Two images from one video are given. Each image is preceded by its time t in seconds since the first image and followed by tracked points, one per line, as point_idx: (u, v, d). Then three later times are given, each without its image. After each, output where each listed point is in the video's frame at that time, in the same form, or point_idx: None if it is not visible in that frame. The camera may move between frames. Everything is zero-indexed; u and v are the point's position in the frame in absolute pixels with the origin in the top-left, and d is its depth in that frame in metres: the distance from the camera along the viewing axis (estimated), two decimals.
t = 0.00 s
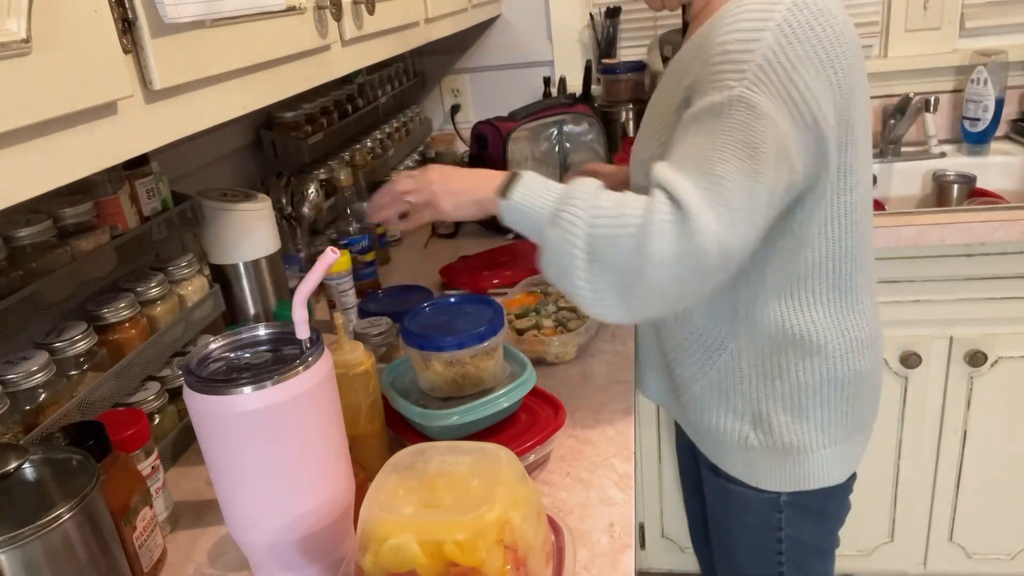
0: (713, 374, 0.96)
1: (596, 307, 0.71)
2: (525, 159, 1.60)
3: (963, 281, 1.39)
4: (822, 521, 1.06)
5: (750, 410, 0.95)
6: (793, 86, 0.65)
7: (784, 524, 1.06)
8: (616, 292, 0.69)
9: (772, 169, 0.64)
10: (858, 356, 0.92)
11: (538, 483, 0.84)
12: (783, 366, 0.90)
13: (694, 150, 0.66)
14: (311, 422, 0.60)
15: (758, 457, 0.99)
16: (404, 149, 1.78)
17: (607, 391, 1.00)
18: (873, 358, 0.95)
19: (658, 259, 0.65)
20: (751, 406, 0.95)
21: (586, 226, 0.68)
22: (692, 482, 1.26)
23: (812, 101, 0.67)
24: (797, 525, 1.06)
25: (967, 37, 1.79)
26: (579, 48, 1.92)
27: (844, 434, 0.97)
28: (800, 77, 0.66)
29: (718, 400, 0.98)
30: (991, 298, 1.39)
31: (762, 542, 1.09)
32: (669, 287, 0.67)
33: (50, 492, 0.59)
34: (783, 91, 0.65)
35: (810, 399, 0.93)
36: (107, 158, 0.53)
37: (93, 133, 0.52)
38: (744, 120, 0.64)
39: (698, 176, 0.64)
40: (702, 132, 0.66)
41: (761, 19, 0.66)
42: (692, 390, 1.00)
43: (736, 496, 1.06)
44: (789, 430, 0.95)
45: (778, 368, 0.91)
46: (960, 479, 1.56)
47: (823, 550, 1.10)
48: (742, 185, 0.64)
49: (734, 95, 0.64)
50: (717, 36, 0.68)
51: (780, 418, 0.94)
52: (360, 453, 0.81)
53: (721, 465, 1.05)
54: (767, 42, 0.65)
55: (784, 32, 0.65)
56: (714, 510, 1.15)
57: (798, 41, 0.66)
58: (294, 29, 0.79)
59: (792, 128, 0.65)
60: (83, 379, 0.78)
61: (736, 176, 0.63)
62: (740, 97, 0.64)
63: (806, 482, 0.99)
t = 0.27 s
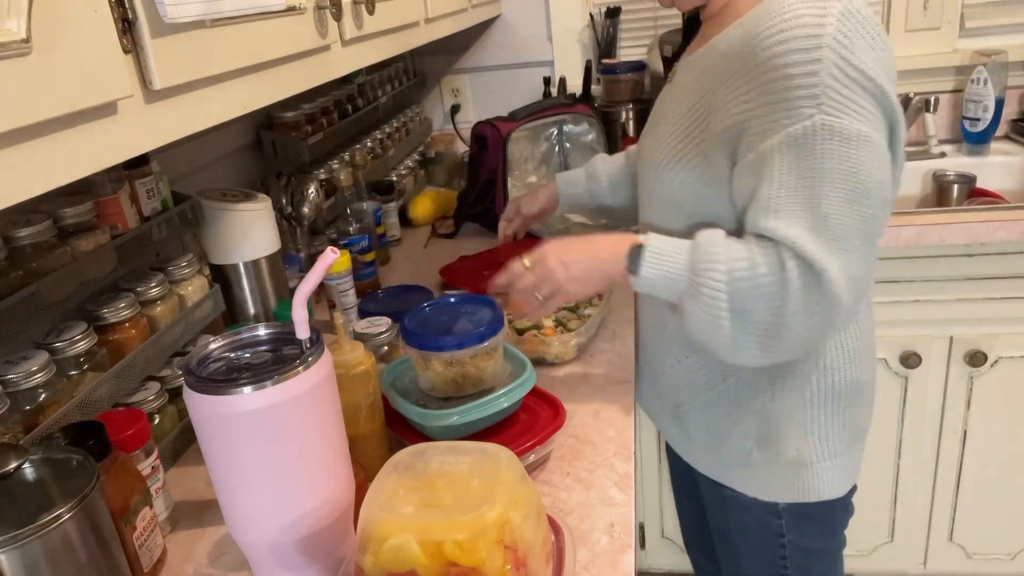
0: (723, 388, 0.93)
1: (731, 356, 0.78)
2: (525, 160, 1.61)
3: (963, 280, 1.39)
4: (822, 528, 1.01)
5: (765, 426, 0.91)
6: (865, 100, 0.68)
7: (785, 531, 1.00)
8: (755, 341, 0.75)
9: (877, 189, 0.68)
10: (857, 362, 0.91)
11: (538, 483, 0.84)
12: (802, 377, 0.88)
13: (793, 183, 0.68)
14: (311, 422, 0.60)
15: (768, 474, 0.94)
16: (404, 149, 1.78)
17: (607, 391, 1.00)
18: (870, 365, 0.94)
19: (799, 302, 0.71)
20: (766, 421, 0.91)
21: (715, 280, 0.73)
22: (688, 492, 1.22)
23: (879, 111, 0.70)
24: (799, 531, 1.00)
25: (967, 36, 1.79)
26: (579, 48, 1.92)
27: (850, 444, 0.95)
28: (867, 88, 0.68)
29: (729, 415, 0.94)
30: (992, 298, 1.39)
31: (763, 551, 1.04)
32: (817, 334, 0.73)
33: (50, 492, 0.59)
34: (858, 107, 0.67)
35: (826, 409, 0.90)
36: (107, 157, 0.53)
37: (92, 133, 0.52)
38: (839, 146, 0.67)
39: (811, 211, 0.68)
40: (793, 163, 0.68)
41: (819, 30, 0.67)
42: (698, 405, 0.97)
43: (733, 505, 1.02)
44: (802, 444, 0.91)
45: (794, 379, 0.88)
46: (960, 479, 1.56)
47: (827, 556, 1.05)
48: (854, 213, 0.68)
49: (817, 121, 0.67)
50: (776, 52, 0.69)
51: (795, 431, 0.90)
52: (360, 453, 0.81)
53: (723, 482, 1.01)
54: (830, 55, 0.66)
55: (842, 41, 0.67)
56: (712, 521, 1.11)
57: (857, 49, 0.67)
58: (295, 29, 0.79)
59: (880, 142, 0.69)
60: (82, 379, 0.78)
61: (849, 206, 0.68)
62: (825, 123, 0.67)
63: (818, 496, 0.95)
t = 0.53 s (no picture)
0: (768, 389, 0.93)
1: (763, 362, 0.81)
2: (525, 160, 1.61)
3: (962, 280, 1.39)
4: (855, 528, 1.04)
5: (809, 425, 0.92)
6: (908, 91, 0.70)
7: (821, 533, 1.03)
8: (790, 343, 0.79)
9: (922, 180, 0.71)
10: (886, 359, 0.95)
11: (538, 483, 0.84)
12: (847, 376, 0.90)
13: (841, 175, 0.70)
14: (311, 421, 0.60)
15: (811, 476, 0.94)
16: (404, 149, 1.78)
17: (606, 391, 1.00)
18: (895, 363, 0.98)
19: (841, 303, 0.73)
20: (812, 420, 0.92)
21: (759, 290, 0.76)
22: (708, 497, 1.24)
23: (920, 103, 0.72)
24: (835, 535, 1.03)
25: (967, 36, 1.79)
26: (579, 48, 1.92)
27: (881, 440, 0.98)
28: (909, 80, 0.71)
29: (770, 415, 0.95)
30: (992, 298, 1.39)
31: (793, 555, 1.07)
32: (855, 336, 0.76)
33: (50, 492, 0.59)
34: (902, 97, 0.70)
35: (861, 412, 0.93)
36: (107, 158, 0.53)
37: (92, 133, 0.52)
38: (887, 136, 0.69)
39: (858, 203, 0.70)
40: (841, 154, 0.70)
41: (863, 23, 0.69)
42: (741, 406, 0.97)
43: (766, 510, 1.05)
44: (844, 443, 0.93)
45: (841, 378, 0.89)
46: (960, 479, 1.56)
47: (856, 559, 1.08)
48: (901, 205, 0.70)
49: (865, 112, 0.68)
50: (820, 44, 0.70)
51: (837, 429, 0.92)
52: (360, 453, 0.81)
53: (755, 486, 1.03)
54: (874, 47, 0.68)
55: (885, 35, 0.69)
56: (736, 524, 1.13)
57: (897, 42, 0.70)
58: (295, 29, 0.79)
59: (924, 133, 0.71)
60: (82, 379, 0.78)
61: (896, 198, 0.70)
62: (873, 114, 0.68)
63: (856, 494, 0.97)
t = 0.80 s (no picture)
0: (786, 396, 0.93)
1: (766, 366, 0.83)
2: (525, 160, 1.60)
3: (962, 280, 1.39)
4: (876, 532, 1.04)
5: (827, 431, 0.92)
6: (935, 96, 0.70)
7: (844, 538, 1.02)
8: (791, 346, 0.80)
9: (941, 186, 0.71)
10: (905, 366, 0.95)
11: (538, 483, 0.84)
12: (867, 381, 0.90)
13: (860, 176, 0.70)
14: (311, 421, 0.60)
15: (827, 482, 0.95)
16: (404, 149, 1.78)
17: (606, 391, 1.00)
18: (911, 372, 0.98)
19: (847, 309, 0.74)
20: (828, 427, 0.92)
21: (757, 293, 0.78)
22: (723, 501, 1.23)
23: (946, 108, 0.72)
24: (856, 540, 1.03)
25: (967, 36, 1.79)
26: (579, 48, 1.91)
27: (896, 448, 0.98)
28: (938, 84, 0.70)
29: (785, 421, 0.95)
30: (992, 298, 1.39)
31: (814, 560, 1.07)
32: (859, 342, 0.77)
33: (50, 492, 0.59)
34: (929, 101, 0.69)
35: (878, 417, 0.93)
36: (107, 158, 0.53)
37: (92, 133, 0.52)
38: (910, 139, 0.69)
39: (876, 206, 0.70)
40: (862, 154, 0.70)
41: (895, 22, 0.69)
42: (756, 414, 0.98)
43: (788, 517, 1.04)
44: (858, 449, 0.93)
45: (861, 384, 0.90)
46: (960, 479, 1.56)
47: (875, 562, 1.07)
48: (918, 210, 0.70)
49: (891, 113, 0.68)
50: (850, 43, 0.70)
51: (853, 435, 0.92)
52: (360, 453, 0.81)
53: (772, 493, 1.04)
54: (905, 47, 0.68)
55: (915, 37, 0.69)
56: (755, 528, 1.13)
57: (927, 44, 0.70)
58: (295, 30, 0.79)
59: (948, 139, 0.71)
60: (82, 379, 0.78)
61: (914, 203, 0.70)
62: (899, 115, 0.68)
63: (869, 502, 0.97)
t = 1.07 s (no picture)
0: (790, 405, 0.93)
1: (768, 375, 0.83)
2: (524, 159, 1.61)
3: (962, 281, 1.38)
4: (878, 543, 1.03)
5: (830, 442, 0.92)
6: (954, 109, 0.70)
7: (843, 549, 1.02)
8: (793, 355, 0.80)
9: (955, 203, 0.70)
10: (915, 380, 0.94)
11: (538, 483, 0.84)
12: (871, 394, 0.89)
13: (870, 187, 0.70)
14: (311, 421, 0.60)
15: (828, 492, 0.95)
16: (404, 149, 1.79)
17: (606, 391, 1.00)
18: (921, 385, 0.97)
19: (850, 323, 0.74)
20: (830, 439, 0.92)
21: (758, 302, 0.79)
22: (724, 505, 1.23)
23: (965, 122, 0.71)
24: (855, 549, 1.03)
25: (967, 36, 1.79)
26: (579, 48, 1.91)
27: (902, 462, 0.97)
28: (956, 97, 0.70)
29: (788, 429, 0.95)
30: (992, 298, 1.39)
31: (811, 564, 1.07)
32: (862, 355, 0.77)
33: (50, 492, 0.59)
34: (947, 114, 0.69)
35: (881, 432, 0.93)
36: (107, 158, 0.53)
37: (92, 132, 0.52)
38: (924, 153, 0.68)
39: (884, 219, 0.70)
40: (873, 166, 0.69)
41: (915, 32, 0.68)
42: (760, 419, 0.98)
43: (785, 523, 1.05)
44: (860, 461, 0.93)
45: (864, 396, 0.89)
46: (960, 479, 1.56)
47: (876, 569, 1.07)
48: (928, 225, 0.70)
49: (906, 126, 0.68)
50: (867, 52, 0.70)
51: (854, 448, 0.92)
52: (360, 453, 0.81)
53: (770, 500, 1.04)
54: (923, 59, 0.68)
55: (934, 48, 0.68)
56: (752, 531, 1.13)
57: (947, 55, 0.69)
58: (295, 29, 0.79)
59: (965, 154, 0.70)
60: (82, 379, 0.78)
61: (924, 218, 0.70)
62: (914, 128, 0.68)
63: (871, 513, 0.96)
